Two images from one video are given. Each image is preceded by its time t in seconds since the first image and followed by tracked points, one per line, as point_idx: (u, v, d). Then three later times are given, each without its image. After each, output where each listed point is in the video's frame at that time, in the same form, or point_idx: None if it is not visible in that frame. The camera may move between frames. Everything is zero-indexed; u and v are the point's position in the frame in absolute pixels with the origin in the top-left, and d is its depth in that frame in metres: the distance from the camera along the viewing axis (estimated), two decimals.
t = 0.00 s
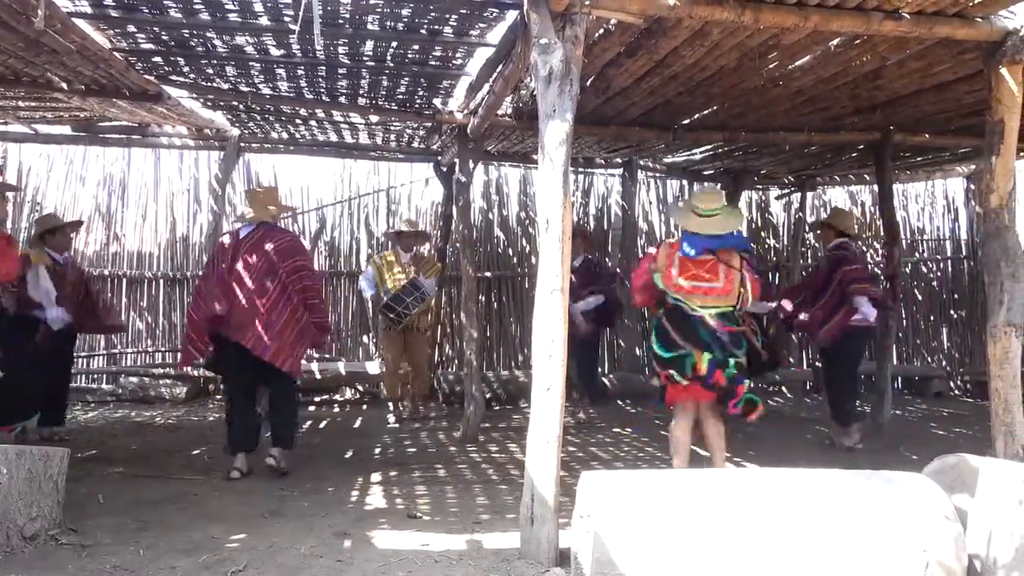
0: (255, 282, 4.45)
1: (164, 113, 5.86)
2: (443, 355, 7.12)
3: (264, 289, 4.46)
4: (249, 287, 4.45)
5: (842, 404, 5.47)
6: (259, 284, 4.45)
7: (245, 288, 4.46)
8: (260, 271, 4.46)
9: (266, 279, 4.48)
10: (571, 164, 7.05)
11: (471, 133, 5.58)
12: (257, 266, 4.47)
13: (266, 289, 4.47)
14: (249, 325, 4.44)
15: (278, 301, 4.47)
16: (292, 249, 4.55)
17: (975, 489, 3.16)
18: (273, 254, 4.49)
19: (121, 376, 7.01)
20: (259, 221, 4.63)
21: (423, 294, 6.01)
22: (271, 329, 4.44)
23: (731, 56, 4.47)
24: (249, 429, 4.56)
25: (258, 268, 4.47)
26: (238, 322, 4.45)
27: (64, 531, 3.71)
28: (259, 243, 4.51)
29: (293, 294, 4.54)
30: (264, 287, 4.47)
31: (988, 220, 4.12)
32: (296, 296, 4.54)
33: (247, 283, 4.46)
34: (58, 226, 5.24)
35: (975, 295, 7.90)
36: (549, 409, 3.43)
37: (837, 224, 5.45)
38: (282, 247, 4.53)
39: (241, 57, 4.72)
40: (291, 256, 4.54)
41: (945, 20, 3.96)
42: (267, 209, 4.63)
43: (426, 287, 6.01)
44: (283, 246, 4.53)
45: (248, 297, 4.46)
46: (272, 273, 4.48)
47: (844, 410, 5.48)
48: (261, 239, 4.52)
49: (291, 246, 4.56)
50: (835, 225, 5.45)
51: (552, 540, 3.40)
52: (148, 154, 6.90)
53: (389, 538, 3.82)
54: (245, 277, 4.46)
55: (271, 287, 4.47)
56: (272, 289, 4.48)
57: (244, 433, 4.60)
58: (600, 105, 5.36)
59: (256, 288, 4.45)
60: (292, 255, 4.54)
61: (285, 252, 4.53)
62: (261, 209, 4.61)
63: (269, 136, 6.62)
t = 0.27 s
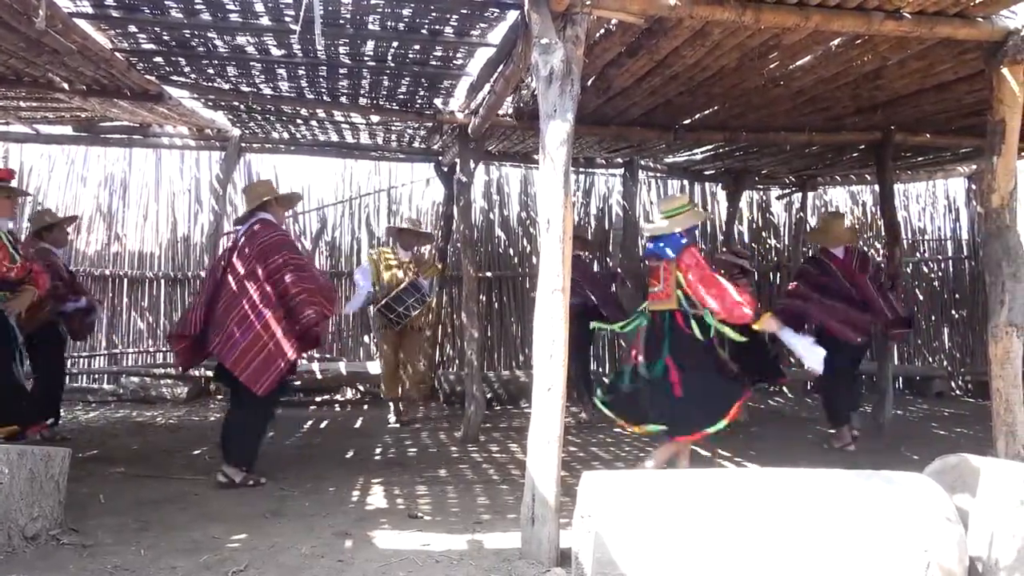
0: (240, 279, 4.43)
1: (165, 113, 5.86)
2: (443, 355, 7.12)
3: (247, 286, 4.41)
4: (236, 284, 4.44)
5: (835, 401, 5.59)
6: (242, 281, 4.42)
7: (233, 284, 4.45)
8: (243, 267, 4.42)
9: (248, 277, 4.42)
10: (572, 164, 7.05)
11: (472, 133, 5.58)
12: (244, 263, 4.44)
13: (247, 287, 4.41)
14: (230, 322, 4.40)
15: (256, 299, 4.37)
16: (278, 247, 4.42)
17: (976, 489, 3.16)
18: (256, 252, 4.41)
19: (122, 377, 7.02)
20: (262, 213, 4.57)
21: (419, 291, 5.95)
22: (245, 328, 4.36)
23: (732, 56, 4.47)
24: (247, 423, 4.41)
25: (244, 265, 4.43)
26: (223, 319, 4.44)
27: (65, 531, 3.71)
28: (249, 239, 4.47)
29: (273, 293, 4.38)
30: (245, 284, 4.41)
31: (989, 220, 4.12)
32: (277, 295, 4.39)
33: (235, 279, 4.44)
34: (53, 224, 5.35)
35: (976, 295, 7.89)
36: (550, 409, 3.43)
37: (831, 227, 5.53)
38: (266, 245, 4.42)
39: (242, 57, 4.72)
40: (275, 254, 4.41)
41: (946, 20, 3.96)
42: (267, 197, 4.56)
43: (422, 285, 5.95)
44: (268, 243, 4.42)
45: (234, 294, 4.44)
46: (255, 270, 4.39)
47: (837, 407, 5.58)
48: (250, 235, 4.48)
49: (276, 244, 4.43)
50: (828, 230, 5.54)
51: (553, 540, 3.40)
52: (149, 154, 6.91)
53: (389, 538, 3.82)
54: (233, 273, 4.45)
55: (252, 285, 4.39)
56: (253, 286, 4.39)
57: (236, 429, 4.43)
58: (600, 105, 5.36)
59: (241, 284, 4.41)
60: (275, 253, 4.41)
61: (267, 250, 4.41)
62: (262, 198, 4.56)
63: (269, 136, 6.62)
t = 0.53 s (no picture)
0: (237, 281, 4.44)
1: (167, 113, 5.86)
2: (445, 355, 7.12)
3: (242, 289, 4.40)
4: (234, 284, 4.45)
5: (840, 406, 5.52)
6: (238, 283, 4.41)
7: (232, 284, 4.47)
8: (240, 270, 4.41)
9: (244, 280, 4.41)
10: (573, 164, 7.04)
11: (474, 133, 5.58)
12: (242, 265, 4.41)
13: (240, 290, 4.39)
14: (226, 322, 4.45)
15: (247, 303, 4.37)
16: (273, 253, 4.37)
17: (978, 490, 3.15)
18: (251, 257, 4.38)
19: (125, 377, 7.03)
20: (265, 214, 4.50)
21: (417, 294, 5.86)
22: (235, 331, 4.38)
23: (733, 56, 4.47)
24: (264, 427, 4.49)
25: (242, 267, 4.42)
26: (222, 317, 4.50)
27: (68, 531, 3.71)
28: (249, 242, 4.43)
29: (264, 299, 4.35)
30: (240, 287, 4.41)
31: (992, 220, 4.12)
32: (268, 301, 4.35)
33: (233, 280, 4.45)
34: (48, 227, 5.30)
35: (979, 295, 7.88)
36: (552, 409, 3.43)
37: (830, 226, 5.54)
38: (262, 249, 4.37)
39: (243, 57, 4.72)
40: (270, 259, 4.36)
41: (949, 20, 3.95)
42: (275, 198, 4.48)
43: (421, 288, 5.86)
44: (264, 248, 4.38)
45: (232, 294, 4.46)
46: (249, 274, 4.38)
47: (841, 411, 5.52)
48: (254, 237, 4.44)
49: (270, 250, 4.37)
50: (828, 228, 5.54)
51: (554, 540, 3.40)
52: (151, 154, 6.92)
53: (391, 538, 3.82)
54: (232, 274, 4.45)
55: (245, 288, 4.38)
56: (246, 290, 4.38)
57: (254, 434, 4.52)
58: (602, 105, 5.36)
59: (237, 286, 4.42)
60: (269, 258, 4.35)
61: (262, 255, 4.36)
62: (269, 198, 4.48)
63: (271, 136, 6.63)
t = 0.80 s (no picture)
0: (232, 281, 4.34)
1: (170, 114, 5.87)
2: (448, 355, 7.11)
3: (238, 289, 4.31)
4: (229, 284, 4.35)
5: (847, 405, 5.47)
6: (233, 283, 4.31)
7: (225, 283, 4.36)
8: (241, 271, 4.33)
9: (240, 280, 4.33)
10: (576, 164, 7.04)
11: (476, 133, 5.58)
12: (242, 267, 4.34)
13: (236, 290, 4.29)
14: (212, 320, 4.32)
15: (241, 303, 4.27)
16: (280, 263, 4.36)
17: (982, 490, 3.14)
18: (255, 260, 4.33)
19: (128, 377, 7.03)
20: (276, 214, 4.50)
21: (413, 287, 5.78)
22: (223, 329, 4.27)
23: (736, 56, 4.47)
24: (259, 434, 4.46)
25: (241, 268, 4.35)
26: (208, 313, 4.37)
27: (71, 530, 3.72)
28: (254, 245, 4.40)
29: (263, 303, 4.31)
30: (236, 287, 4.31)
31: (995, 220, 4.11)
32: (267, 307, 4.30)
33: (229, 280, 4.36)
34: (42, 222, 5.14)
35: (982, 295, 7.87)
36: (555, 410, 3.43)
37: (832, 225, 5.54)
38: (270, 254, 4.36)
39: (246, 57, 4.73)
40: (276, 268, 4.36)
41: (952, 19, 3.95)
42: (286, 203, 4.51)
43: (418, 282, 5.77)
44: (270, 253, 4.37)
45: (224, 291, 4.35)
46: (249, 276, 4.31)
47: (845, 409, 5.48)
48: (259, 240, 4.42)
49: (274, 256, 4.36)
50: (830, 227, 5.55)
51: (557, 540, 3.40)
52: (154, 154, 6.92)
53: (394, 538, 3.82)
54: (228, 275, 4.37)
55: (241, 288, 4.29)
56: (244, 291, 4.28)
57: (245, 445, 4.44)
58: (605, 105, 5.35)
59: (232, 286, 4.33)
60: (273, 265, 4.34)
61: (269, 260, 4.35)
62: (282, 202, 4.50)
63: (274, 136, 6.64)
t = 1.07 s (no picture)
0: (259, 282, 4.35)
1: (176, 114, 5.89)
2: (453, 355, 7.11)
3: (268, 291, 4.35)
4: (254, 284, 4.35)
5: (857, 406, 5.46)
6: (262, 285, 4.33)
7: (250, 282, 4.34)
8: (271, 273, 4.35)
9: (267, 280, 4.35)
10: (581, 164, 7.04)
11: (481, 133, 5.58)
12: (270, 267, 4.36)
13: (267, 292, 4.34)
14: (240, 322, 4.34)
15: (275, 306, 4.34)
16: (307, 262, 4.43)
17: (989, 491, 3.14)
18: (283, 261, 4.37)
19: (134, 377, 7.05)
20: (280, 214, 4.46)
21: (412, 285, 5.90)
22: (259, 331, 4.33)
23: (741, 56, 4.47)
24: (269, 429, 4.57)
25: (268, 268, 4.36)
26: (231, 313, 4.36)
27: (78, 530, 3.73)
28: (276, 243, 4.39)
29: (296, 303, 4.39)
30: (265, 289, 4.34)
31: (1002, 220, 4.07)
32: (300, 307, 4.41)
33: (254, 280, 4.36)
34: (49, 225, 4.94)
35: (989, 295, 7.84)
36: (559, 410, 3.43)
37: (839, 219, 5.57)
38: (297, 255, 4.40)
39: (251, 58, 4.74)
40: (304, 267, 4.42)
41: (958, 18, 3.93)
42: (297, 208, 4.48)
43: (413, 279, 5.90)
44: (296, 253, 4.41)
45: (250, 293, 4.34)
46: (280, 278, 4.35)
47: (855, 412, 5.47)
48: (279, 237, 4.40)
49: (301, 256, 4.41)
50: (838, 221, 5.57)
51: (562, 540, 3.40)
52: (160, 155, 6.95)
53: (399, 538, 3.83)
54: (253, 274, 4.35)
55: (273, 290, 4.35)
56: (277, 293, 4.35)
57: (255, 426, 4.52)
58: (610, 105, 5.35)
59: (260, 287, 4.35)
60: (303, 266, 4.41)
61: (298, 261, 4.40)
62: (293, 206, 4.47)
63: (279, 137, 6.66)
